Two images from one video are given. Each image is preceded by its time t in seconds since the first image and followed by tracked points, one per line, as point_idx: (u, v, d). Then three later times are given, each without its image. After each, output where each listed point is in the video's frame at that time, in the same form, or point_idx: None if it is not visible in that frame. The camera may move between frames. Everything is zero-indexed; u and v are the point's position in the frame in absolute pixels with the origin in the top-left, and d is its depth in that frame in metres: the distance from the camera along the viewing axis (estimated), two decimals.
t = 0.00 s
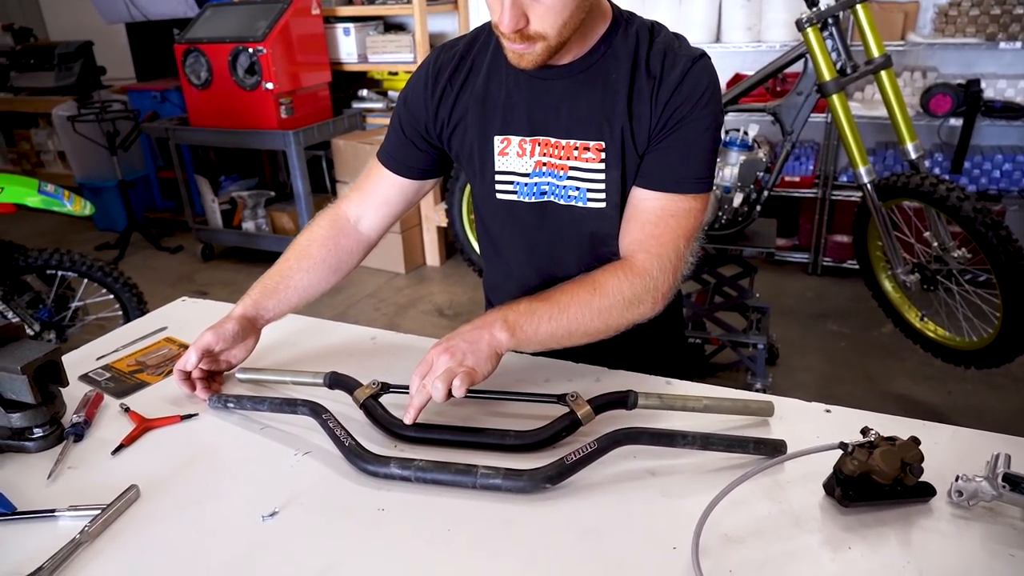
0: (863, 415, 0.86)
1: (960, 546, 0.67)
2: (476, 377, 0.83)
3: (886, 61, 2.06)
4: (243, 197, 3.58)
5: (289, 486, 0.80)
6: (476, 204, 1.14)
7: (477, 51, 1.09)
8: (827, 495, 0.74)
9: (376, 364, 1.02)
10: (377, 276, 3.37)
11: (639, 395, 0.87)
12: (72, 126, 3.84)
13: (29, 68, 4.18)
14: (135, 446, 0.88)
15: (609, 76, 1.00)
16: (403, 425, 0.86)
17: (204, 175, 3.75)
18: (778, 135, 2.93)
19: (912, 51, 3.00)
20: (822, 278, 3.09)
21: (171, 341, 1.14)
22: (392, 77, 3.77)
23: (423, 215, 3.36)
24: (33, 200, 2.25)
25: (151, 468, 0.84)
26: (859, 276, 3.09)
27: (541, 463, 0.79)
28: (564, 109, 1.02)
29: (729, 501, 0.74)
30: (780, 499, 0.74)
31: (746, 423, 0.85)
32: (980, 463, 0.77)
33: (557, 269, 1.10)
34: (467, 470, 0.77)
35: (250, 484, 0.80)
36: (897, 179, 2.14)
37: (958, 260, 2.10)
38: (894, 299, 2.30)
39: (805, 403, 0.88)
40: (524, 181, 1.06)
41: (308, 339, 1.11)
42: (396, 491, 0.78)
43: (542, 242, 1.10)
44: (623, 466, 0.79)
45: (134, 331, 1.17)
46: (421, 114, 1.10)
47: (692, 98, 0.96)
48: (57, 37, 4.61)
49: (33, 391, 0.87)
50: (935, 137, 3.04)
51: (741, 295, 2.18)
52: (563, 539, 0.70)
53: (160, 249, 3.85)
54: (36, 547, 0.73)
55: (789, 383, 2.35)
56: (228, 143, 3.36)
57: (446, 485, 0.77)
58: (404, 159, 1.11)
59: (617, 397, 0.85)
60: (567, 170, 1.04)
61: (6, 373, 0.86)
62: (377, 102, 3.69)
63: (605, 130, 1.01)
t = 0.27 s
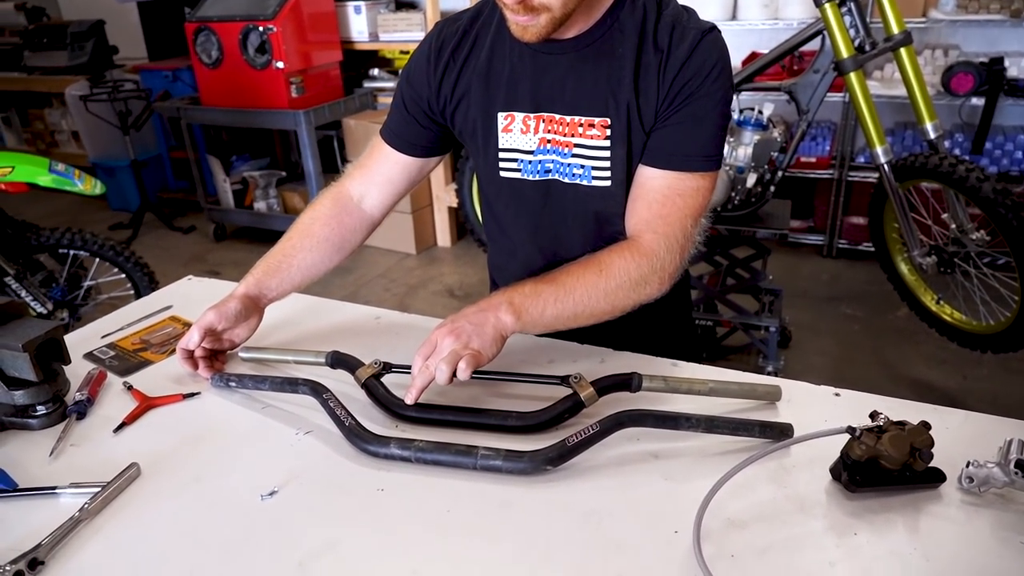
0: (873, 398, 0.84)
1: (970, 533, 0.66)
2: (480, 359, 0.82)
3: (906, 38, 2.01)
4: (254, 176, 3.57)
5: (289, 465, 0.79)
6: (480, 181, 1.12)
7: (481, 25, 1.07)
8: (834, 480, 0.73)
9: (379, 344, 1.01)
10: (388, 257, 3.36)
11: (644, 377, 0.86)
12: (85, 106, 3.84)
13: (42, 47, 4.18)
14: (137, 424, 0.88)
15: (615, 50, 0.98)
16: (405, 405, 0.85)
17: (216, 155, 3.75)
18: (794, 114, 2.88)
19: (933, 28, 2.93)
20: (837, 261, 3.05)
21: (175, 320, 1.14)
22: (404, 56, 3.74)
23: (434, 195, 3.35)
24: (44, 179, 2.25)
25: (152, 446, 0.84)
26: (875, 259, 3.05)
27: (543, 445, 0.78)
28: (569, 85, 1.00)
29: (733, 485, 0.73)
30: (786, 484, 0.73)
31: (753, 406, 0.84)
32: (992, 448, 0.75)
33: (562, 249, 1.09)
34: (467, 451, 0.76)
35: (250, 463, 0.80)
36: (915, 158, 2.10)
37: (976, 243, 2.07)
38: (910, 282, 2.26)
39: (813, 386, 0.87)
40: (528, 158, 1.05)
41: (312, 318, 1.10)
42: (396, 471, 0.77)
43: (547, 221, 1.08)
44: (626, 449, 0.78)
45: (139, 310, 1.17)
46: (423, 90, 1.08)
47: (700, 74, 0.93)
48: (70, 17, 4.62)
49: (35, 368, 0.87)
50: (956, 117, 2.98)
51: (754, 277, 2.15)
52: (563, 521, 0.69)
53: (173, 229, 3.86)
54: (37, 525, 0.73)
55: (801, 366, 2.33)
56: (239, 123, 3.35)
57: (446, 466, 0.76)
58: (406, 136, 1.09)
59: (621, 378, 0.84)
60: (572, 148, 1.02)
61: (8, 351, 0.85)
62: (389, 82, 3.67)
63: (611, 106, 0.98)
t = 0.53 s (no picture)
0: (892, 383, 0.82)
1: (991, 523, 0.64)
2: (493, 341, 0.80)
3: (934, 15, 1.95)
4: (268, 152, 3.57)
5: (297, 442, 0.79)
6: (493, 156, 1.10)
7: None
8: (851, 467, 0.71)
9: (389, 320, 1.00)
10: (401, 234, 3.35)
11: (658, 358, 0.84)
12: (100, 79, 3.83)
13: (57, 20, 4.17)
14: (146, 398, 0.88)
15: (633, 23, 0.95)
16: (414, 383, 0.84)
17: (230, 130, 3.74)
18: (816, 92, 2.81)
19: (961, 5, 2.85)
20: (855, 244, 3.01)
21: (186, 294, 1.13)
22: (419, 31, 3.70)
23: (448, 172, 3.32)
24: (58, 152, 2.25)
25: (161, 421, 0.83)
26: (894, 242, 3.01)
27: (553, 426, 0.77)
28: (585, 58, 0.98)
29: (747, 469, 0.71)
30: (801, 469, 0.71)
31: (768, 389, 0.82)
32: (1015, 437, 0.73)
33: (575, 227, 1.07)
34: (476, 430, 0.75)
35: (257, 440, 0.79)
36: (939, 139, 2.05)
37: (1000, 227, 2.03)
38: (930, 266, 2.23)
39: (831, 370, 0.85)
40: (542, 134, 1.03)
41: (323, 294, 1.09)
42: (403, 450, 0.76)
43: (560, 199, 1.06)
44: (638, 432, 0.77)
45: (150, 284, 1.17)
46: (435, 63, 1.06)
47: (720, 48, 0.90)
48: None
49: (45, 341, 0.86)
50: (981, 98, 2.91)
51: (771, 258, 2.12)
52: (573, 503, 0.68)
53: (188, 204, 3.86)
54: (45, 497, 0.73)
55: (817, 350, 2.30)
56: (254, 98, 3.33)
57: (454, 445, 0.75)
58: (417, 111, 1.07)
59: (634, 358, 0.82)
60: (587, 123, 1.00)
61: (17, 323, 0.85)
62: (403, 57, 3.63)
63: (627, 81, 0.96)
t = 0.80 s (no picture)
0: (915, 366, 0.81)
1: (1018, 509, 0.63)
2: (507, 327, 0.79)
3: None
4: (278, 135, 3.57)
5: (309, 428, 0.78)
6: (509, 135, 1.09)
7: None
8: (873, 452, 0.70)
9: (401, 305, 0.99)
10: (411, 216, 3.34)
11: (675, 341, 0.83)
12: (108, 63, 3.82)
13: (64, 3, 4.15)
14: (158, 384, 0.87)
15: None
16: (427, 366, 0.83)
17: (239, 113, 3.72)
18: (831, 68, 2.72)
19: None
20: (870, 223, 2.97)
21: (196, 278, 1.12)
22: (427, 11, 3.67)
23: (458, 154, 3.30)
24: (67, 136, 2.24)
25: (173, 407, 0.83)
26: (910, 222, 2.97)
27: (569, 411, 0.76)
28: (606, 33, 0.96)
29: (766, 454, 0.70)
30: (822, 454, 0.70)
31: (787, 373, 0.81)
32: None
33: (591, 208, 1.05)
34: (491, 416, 0.74)
35: (270, 426, 0.79)
36: (958, 116, 2.01)
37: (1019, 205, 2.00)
38: (948, 246, 2.19)
39: (851, 353, 0.83)
40: (560, 112, 1.01)
41: (334, 279, 1.08)
42: (417, 436, 0.75)
43: (576, 178, 1.04)
44: (655, 416, 0.76)
45: (160, 268, 1.16)
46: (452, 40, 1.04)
47: (745, 23, 0.87)
48: None
49: (55, 326, 0.86)
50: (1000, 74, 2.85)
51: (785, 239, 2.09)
52: (590, 488, 0.67)
53: (197, 188, 3.86)
54: (59, 484, 0.72)
55: (831, 331, 2.28)
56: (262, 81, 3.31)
57: (468, 431, 0.74)
58: (437, 90, 1.06)
59: (652, 342, 0.81)
60: (607, 101, 0.98)
61: (27, 309, 0.84)
62: (412, 38, 3.60)
63: (650, 56, 0.94)
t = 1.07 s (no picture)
0: (912, 355, 0.80)
1: (1020, 498, 0.62)
2: (557, 285, 0.80)
3: None
4: (257, 127, 3.47)
5: (300, 427, 0.76)
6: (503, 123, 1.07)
7: None
8: (873, 442, 0.69)
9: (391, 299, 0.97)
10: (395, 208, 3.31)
11: (672, 333, 0.82)
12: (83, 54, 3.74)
13: None
14: (142, 384, 0.85)
15: None
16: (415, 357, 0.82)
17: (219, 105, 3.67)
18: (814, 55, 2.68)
19: None
20: (854, 211, 2.98)
21: (179, 274, 1.10)
22: None
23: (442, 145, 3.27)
24: (42, 129, 2.19)
25: (159, 407, 0.81)
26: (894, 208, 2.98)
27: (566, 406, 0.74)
28: (607, 20, 0.93)
29: (767, 447, 0.69)
30: (823, 446, 0.69)
31: (784, 364, 0.80)
32: None
33: (585, 195, 1.05)
34: (486, 412, 0.73)
35: (260, 426, 0.77)
36: (943, 103, 2.01)
37: (1003, 191, 2.01)
38: (933, 232, 2.20)
39: (848, 342, 0.83)
40: (555, 100, 0.99)
41: (322, 274, 1.06)
42: (412, 434, 0.74)
43: (571, 167, 1.03)
44: (654, 410, 0.75)
45: (142, 264, 1.13)
46: (449, 26, 1.01)
47: (756, 16, 0.86)
48: None
49: (33, 326, 0.83)
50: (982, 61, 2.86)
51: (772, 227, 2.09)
52: (590, 485, 0.66)
53: (178, 181, 3.80)
54: (42, 490, 0.70)
55: (818, 318, 2.28)
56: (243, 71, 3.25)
57: (463, 428, 0.73)
58: (440, 80, 1.05)
59: (649, 334, 0.80)
60: (605, 89, 0.96)
61: (4, 309, 0.82)
62: (394, 27, 3.55)
63: (652, 45, 0.92)
